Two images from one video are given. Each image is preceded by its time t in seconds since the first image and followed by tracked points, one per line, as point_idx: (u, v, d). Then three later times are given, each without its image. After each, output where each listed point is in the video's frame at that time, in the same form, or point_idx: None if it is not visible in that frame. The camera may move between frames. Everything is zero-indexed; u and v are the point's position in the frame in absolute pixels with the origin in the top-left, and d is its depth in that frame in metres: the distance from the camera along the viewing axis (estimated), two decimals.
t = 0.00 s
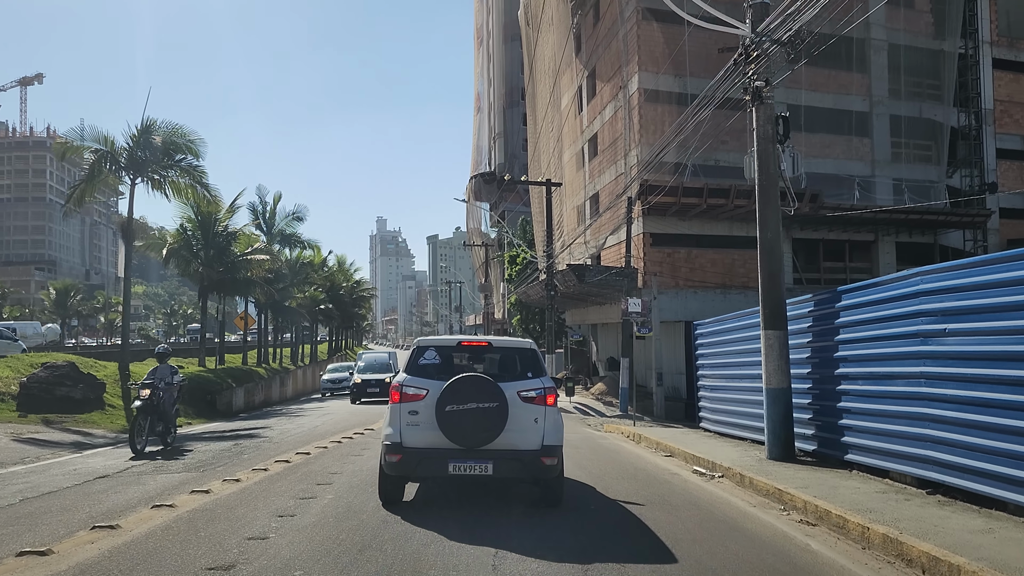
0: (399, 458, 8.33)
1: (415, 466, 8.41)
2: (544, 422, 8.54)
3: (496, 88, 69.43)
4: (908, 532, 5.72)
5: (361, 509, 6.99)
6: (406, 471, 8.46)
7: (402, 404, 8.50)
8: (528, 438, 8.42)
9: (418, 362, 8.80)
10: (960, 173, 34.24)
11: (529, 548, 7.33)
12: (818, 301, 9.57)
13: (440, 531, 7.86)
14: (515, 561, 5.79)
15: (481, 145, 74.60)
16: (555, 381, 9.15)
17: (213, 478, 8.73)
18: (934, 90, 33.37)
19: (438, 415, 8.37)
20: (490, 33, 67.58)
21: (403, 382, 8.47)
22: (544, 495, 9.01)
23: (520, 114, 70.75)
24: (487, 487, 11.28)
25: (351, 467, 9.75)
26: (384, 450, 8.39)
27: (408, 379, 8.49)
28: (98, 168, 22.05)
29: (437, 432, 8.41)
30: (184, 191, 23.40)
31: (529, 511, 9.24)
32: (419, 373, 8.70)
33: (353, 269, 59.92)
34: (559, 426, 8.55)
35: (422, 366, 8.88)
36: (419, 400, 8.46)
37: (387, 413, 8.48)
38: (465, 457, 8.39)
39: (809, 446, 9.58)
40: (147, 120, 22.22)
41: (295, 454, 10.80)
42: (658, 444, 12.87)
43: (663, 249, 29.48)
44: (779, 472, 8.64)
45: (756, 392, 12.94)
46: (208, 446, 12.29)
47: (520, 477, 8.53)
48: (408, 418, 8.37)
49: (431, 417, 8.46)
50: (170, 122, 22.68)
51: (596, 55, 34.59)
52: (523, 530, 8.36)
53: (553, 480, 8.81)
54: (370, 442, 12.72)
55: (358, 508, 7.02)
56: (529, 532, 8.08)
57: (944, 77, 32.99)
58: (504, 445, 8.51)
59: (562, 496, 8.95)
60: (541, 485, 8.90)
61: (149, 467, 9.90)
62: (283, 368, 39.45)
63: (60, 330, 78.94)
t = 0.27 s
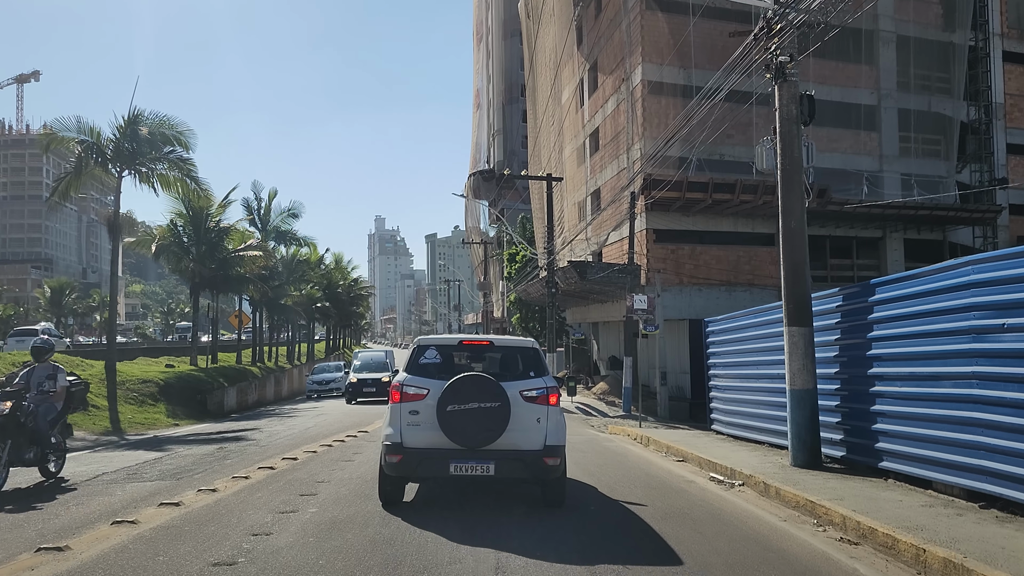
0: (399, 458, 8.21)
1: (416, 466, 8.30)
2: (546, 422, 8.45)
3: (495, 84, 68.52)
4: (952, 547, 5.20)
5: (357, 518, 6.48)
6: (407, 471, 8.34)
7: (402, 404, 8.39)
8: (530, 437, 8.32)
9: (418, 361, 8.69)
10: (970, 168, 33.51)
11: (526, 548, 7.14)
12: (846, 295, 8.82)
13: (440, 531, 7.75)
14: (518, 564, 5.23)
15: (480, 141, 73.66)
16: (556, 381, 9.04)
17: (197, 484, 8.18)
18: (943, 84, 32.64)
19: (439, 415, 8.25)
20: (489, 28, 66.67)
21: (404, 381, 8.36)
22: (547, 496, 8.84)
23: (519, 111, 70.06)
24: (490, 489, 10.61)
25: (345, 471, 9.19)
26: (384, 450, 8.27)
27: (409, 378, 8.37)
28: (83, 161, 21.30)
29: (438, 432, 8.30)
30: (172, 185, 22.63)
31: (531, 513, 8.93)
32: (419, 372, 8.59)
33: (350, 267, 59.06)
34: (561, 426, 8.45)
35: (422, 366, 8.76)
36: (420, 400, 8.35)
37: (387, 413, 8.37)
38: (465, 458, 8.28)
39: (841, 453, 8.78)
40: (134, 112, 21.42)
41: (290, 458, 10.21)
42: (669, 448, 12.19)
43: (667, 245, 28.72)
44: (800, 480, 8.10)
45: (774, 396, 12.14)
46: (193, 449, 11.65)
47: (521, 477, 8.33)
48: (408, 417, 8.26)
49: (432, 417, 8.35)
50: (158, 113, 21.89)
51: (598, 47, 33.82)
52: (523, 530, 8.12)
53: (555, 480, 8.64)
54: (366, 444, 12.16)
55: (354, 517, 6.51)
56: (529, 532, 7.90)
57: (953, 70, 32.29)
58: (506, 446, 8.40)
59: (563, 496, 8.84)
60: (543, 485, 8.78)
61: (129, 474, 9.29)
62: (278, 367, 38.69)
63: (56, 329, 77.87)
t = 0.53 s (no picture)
0: (400, 458, 7.81)
1: (417, 467, 7.89)
2: (550, 420, 8.02)
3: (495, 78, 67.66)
4: (1018, 573, 4.55)
5: (345, 532, 5.87)
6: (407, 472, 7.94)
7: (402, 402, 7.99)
8: (532, 436, 7.89)
9: (419, 359, 8.30)
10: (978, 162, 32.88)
11: (525, 550, 6.86)
12: (879, 288, 8.11)
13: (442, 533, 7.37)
14: None
15: (480, 136, 72.78)
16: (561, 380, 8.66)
17: (170, 493, 7.48)
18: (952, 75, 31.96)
19: (441, 413, 7.85)
20: (489, 22, 65.80)
21: (404, 379, 7.96)
22: (548, 496, 8.49)
23: (519, 106, 69.42)
24: (490, 489, 10.22)
25: (335, 476, 8.56)
26: (383, 450, 7.87)
27: (409, 375, 7.98)
28: (69, 151, 20.51)
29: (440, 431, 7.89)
30: (162, 176, 21.91)
31: (532, 513, 8.65)
32: (420, 369, 8.20)
33: (348, 263, 58.25)
34: (565, 426, 8.06)
35: (423, 364, 8.36)
36: (420, 398, 7.95)
37: (387, 412, 7.98)
38: (468, 458, 7.87)
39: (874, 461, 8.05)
40: (121, 99, 20.65)
41: (279, 462, 9.55)
42: (679, 451, 11.52)
43: (671, 240, 28.07)
44: (827, 487, 7.48)
45: (791, 396, 11.39)
46: (174, 451, 10.98)
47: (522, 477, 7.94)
48: (409, 416, 7.86)
49: (433, 416, 7.95)
50: (146, 101, 21.12)
51: (600, 38, 33.09)
52: (520, 531, 7.75)
53: (559, 481, 8.26)
54: (359, 446, 11.52)
55: (341, 531, 5.90)
56: (528, 534, 7.55)
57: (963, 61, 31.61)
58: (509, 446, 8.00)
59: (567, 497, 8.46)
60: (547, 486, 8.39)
61: (101, 480, 8.63)
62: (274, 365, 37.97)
63: (50, 326, 76.86)
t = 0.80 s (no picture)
0: (399, 458, 7.52)
1: (417, 467, 7.60)
2: (552, 420, 7.70)
3: (494, 76, 66.99)
4: None
5: (332, 550, 5.27)
6: (407, 471, 7.67)
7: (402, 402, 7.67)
8: (534, 436, 7.58)
9: (419, 358, 7.92)
10: (987, 157, 32.29)
11: (524, 549, 6.46)
12: (911, 281, 7.52)
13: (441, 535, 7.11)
14: None
15: (479, 134, 72.07)
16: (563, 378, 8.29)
17: (143, 504, 6.87)
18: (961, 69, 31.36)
19: (441, 412, 7.53)
20: (488, 19, 65.21)
21: (404, 377, 7.62)
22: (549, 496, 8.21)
23: (519, 103, 68.93)
24: (490, 488, 9.91)
25: (324, 483, 7.94)
26: (382, 449, 7.57)
27: (408, 374, 7.63)
28: (54, 143, 19.88)
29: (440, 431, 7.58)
30: (151, 169, 21.29)
31: (534, 516, 8.24)
32: (420, 368, 7.84)
33: (346, 261, 57.57)
34: (567, 426, 7.73)
35: (423, 362, 7.99)
36: (420, 398, 7.62)
37: (386, 411, 7.67)
38: (469, 458, 7.57)
39: (908, 467, 7.45)
40: (108, 89, 20.01)
41: (265, 468, 8.92)
42: (690, 455, 10.88)
43: (675, 236, 27.45)
44: (858, 497, 6.89)
45: (807, 397, 10.73)
46: (155, 455, 10.34)
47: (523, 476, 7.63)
48: (409, 416, 7.55)
49: (434, 416, 7.62)
50: (133, 91, 20.46)
51: (602, 31, 32.47)
52: (520, 538, 7.30)
53: (561, 481, 7.96)
54: (352, 449, 10.91)
55: (327, 549, 5.30)
56: (529, 536, 7.21)
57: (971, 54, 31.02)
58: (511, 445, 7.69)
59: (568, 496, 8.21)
60: (548, 486, 8.11)
61: (71, 487, 7.99)
62: (269, 364, 37.34)
63: (45, 325, 76.07)
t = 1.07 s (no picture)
0: (400, 458, 7.53)
1: (418, 466, 7.63)
2: (553, 420, 7.72)
3: (494, 72, 66.21)
4: None
5: (322, 572, 4.70)
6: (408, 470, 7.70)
7: (403, 400, 7.71)
8: (534, 435, 7.60)
9: (420, 357, 7.99)
10: (995, 153, 31.77)
11: (529, 552, 6.10)
12: (947, 274, 6.97)
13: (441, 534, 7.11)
14: None
15: (478, 130, 71.26)
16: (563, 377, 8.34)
17: (116, 515, 6.34)
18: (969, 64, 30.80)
19: (442, 411, 7.56)
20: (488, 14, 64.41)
21: (405, 376, 7.65)
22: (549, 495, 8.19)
23: (519, 100, 68.40)
24: (491, 488, 9.94)
25: (315, 490, 7.40)
26: (383, 448, 7.59)
27: (409, 373, 7.67)
28: (41, 134, 19.27)
29: (441, 430, 7.61)
30: (141, 162, 20.71)
31: (537, 521, 7.79)
32: (421, 367, 7.90)
33: (343, 258, 56.83)
34: (568, 424, 7.76)
35: (424, 361, 8.05)
36: (421, 396, 7.65)
37: (387, 410, 7.72)
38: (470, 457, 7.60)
39: (943, 474, 6.92)
40: (97, 80, 19.41)
41: (252, 473, 8.34)
42: (702, 459, 10.32)
43: (679, 232, 26.87)
44: (893, 508, 6.34)
45: (823, 397, 10.15)
46: (137, 458, 9.77)
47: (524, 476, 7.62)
48: (410, 414, 7.58)
49: (434, 414, 7.65)
50: (122, 82, 19.86)
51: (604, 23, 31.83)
52: (521, 543, 6.91)
53: (561, 480, 7.96)
54: (345, 452, 10.36)
55: (316, 570, 4.73)
56: (531, 535, 7.11)
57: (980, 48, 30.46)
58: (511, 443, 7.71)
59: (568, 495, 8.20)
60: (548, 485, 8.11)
61: (40, 495, 7.42)
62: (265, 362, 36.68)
63: (40, 323, 75.05)
